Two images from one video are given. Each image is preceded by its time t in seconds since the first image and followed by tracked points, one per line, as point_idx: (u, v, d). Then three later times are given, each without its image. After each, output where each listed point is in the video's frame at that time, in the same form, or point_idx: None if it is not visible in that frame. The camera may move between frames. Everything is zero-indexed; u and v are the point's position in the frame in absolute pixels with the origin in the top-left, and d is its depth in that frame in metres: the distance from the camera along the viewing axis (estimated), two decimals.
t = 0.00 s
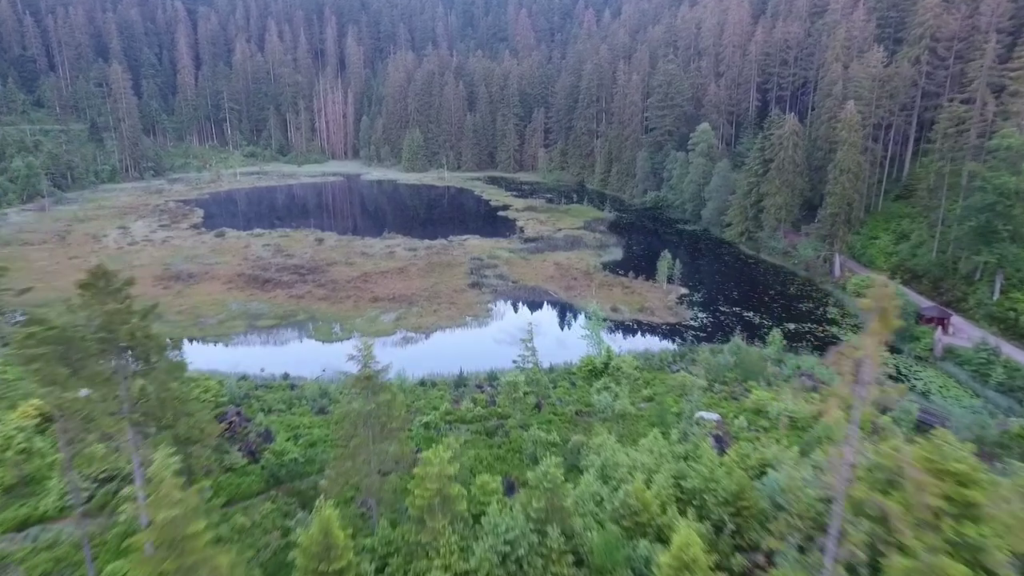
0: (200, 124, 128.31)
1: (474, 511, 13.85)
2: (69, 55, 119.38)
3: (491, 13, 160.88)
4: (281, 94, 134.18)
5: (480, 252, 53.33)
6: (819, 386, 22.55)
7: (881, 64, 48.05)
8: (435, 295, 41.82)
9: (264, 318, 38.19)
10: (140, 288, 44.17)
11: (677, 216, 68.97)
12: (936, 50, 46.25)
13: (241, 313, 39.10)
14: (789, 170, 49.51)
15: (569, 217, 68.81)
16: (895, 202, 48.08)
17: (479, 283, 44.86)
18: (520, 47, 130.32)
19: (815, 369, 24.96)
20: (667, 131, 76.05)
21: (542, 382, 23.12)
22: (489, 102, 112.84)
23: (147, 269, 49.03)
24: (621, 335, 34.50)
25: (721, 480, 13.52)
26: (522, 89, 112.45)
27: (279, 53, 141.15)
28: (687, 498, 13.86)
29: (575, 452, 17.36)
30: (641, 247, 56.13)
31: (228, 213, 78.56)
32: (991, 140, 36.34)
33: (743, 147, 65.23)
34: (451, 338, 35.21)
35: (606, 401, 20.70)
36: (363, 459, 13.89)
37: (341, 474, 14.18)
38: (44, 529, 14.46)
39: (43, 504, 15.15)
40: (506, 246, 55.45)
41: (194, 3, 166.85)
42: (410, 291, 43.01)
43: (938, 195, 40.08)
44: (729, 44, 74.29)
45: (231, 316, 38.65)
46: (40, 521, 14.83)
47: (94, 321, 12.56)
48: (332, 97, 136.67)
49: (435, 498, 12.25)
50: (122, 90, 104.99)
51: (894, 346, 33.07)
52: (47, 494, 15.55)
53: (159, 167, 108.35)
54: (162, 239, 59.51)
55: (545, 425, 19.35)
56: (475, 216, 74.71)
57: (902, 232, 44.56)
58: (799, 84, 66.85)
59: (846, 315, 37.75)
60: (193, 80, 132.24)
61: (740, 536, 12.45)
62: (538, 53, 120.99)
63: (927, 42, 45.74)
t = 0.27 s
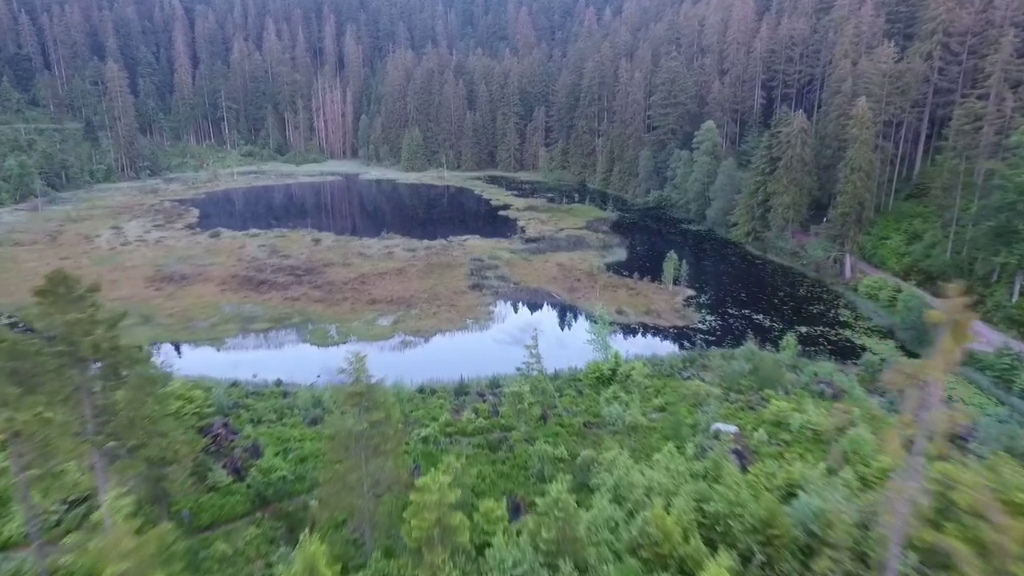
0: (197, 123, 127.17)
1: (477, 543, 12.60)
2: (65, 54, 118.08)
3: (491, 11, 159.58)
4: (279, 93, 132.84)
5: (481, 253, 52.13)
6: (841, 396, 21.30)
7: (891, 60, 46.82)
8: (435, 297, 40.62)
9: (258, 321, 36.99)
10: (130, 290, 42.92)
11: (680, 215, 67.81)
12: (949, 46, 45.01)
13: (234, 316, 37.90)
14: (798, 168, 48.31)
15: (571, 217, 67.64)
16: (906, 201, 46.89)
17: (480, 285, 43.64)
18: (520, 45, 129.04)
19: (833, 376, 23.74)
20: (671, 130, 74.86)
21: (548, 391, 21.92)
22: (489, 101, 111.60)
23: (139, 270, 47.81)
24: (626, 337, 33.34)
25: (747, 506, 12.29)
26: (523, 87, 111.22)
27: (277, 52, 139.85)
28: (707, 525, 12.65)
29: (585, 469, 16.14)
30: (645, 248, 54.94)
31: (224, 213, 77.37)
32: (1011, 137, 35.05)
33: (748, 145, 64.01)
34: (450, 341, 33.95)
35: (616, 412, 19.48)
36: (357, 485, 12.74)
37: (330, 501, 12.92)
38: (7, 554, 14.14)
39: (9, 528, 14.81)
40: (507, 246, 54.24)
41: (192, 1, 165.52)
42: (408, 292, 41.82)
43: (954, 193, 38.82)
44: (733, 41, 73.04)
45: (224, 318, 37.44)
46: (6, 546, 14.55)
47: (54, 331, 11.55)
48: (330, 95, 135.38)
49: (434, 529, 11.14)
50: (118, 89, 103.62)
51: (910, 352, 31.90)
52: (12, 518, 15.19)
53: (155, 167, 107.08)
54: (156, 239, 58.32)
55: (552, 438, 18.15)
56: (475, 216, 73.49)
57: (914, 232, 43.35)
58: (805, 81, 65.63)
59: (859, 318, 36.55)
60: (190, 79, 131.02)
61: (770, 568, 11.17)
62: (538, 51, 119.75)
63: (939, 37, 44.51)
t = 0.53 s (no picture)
0: (193, 122, 125.82)
1: None
2: (59, 51, 116.57)
3: (491, 9, 158.13)
4: (277, 91, 131.42)
5: (482, 254, 50.73)
6: (867, 409, 19.95)
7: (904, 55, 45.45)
8: (434, 300, 39.25)
9: (250, 325, 35.59)
10: (119, 292, 41.52)
11: (685, 215, 66.46)
12: (965, 40, 43.61)
13: (226, 319, 36.48)
14: (807, 167, 46.95)
15: (573, 217, 66.26)
16: (920, 200, 45.54)
17: (481, 287, 42.23)
18: (521, 43, 127.66)
19: (856, 385, 22.39)
20: (675, 128, 73.51)
21: (554, 402, 20.49)
22: (489, 99, 110.20)
23: (130, 271, 46.41)
24: (632, 341, 32.07)
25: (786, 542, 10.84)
26: (523, 85, 109.84)
27: (275, 50, 138.39)
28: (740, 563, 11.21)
29: (598, 493, 14.67)
30: (650, 248, 53.57)
31: (220, 213, 75.98)
32: None
33: (755, 144, 62.66)
34: (449, 347, 32.52)
35: (629, 426, 18.02)
36: (346, 518, 11.31)
37: (315, 537, 11.47)
38: None
39: None
40: (508, 247, 52.87)
41: None
42: (406, 295, 40.43)
43: (973, 193, 37.47)
44: (739, 37, 71.66)
45: (215, 322, 36.03)
46: None
47: None
48: (329, 94, 133.93)
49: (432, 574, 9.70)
50: (113, 87, 102.17)
51: (930, 357, 30.55)
52: None
53: (150, 166, 105.67)
54: (149, 239, 56.91)
55: (560, 456, 16.73)
56: (475, 216, 72.09)
57: (928, 232, 41.98)
58: (812, 78, 64.30)
59: (875, 322, 35.18)
60: (187, 78, 129.61)
61: None
62: (539, 49, 118.33)
63: (954, 32, 43.11)
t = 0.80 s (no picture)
0: (190, 121, 124.47)
1: None
2: (55, 49, 115.25)
3: (491, 7, 156.70)
4: (275, 90, 130.07)
5: (483, 255, 49.30)
6: (899, 423, 18.55)
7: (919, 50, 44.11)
8: (434, 303, 37.87)
9: (242, 329, 34.20)
10: (107, 294, 40.16)
11: (690, 215, 65.10)
12: (981, 34, 42.30)
13: (216, 323, 35.03)
14: (818, 165, 45.58)
15: (576, 217, 64.90)
16: (934, 200, 44.22)
17: (482, 289, 40.79)
18: (521, 41, 126.28)
19: (883, 396, 21.00)
20: (679, 126, 72.14)
21: (564, 416, 19.12)
22: (489, 98, 108.80)
23: (119, 273, 45.04)
24: (640, 345, 30.84)
25: None
26: (524, 84, 108.45)
27: (273, 48, 137.00)
28: None
29: (614, 521, 13.25)
30: (656, 249, 52.17)
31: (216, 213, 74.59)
32: None
33: (762, 142, 61.33)
34: (449, 353, 31.10)
35: (646, 443, 16.62)
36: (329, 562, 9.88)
37: None
38: None
39: None
40: (510, 247, 51.51)
41: None
42: (404, 297, 39.05)
43: (993, 192, 36.09)
44: (744, 34, 70.28)
45: (205, 326, 34.56)
46: None
47: None
48: (327, 92, 132.52)
49: None
50: (108, 85, 100.83)
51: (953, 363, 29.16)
52: None
53: (146, 165, 104.31)
54: (141, 240, 55.48)
55: (571, 479, 15.30)
56: (475, 216, 70.69)
57: (944, 233, 40.63)
58: (820, 75, 62.93)
59: (893, 326, 33.80)
60: (183, 76, 128.20)
61: None
62: (540, 46, 116.95)
63: (971, 25, 41.80)
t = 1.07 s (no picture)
0: (187, 120, 123.25)
1: None
2: (50, 47, 113.96)
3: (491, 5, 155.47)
4: (273, 89, 128.83)
5: (483, 256, 48.12)
6: (930, 438, 17.34)
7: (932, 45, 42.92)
8: (433, 306, 36.66)
9: (234, 333, 32.98)
10: (96, 297, 38.92)
11: (694, 215, 63.94)
12: (997, 29, 41.14)
13: (208, 327, 33.82)
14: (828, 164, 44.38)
15: (578, 217, 63.72)
16: (947, 199, 43.05)
17: (482, 292, 39.60)
18: (521, 40, 125.05)
19: (909, 407, 19.81)
20: (682, 124, 70.97)
21: (572, 430, 17.90)
22: (489, 96, 107.60)
23: (110, 274, 43.84)
24: (647, 350, 29.69)
25: None
26: (525, 82, 107.23)
27: (271, 47, 135.78)
28: None
29: (629, 552, 11.95)
30: (661, 250, 50.97)
31: (212, 213, 73.37)
32: None
33: (767, 141, 60.18)
34: (450, 359, 29.90)
35: (661, 461, 15.38)
36: None
37: None
38: None
39: None
40: (511, 248, 50.34)
41: None
42: (403, 300, 37.84)
43: (1011, 191, 34.90)
44: (749, 31, 69.07)
45: (196, 330, 33.33)
46: None
47: None
48: (326, 91, 131.30)
49: None
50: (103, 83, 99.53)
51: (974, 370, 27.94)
52: None
53: (142, 165, 103.06)
54: (134, 240, 54.25)
55: (581, 503, 14.04)
56: (475, 216, 69.50)
57: (959, 233, 39.44)
58: (827, 72, 61.78)
59: (909, 330, 32.59)
60: (181, 75, 126.94)
61: None
62: (541, 45, 115.79)
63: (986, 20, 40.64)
